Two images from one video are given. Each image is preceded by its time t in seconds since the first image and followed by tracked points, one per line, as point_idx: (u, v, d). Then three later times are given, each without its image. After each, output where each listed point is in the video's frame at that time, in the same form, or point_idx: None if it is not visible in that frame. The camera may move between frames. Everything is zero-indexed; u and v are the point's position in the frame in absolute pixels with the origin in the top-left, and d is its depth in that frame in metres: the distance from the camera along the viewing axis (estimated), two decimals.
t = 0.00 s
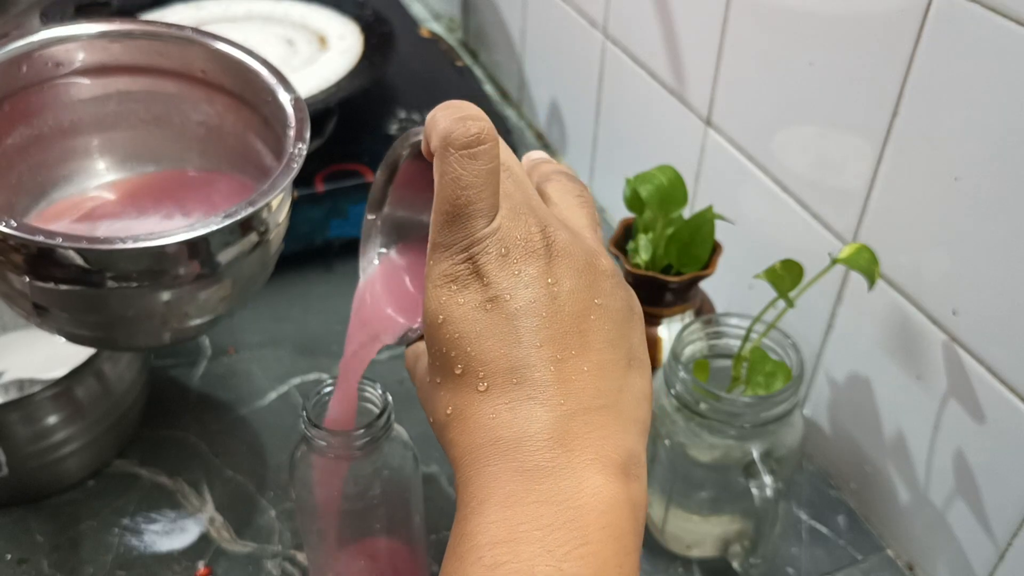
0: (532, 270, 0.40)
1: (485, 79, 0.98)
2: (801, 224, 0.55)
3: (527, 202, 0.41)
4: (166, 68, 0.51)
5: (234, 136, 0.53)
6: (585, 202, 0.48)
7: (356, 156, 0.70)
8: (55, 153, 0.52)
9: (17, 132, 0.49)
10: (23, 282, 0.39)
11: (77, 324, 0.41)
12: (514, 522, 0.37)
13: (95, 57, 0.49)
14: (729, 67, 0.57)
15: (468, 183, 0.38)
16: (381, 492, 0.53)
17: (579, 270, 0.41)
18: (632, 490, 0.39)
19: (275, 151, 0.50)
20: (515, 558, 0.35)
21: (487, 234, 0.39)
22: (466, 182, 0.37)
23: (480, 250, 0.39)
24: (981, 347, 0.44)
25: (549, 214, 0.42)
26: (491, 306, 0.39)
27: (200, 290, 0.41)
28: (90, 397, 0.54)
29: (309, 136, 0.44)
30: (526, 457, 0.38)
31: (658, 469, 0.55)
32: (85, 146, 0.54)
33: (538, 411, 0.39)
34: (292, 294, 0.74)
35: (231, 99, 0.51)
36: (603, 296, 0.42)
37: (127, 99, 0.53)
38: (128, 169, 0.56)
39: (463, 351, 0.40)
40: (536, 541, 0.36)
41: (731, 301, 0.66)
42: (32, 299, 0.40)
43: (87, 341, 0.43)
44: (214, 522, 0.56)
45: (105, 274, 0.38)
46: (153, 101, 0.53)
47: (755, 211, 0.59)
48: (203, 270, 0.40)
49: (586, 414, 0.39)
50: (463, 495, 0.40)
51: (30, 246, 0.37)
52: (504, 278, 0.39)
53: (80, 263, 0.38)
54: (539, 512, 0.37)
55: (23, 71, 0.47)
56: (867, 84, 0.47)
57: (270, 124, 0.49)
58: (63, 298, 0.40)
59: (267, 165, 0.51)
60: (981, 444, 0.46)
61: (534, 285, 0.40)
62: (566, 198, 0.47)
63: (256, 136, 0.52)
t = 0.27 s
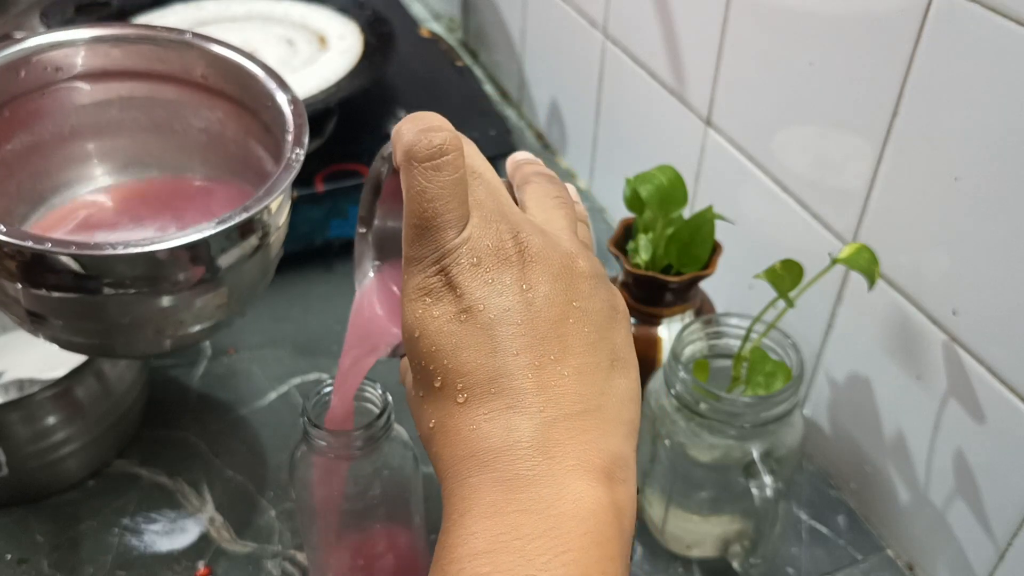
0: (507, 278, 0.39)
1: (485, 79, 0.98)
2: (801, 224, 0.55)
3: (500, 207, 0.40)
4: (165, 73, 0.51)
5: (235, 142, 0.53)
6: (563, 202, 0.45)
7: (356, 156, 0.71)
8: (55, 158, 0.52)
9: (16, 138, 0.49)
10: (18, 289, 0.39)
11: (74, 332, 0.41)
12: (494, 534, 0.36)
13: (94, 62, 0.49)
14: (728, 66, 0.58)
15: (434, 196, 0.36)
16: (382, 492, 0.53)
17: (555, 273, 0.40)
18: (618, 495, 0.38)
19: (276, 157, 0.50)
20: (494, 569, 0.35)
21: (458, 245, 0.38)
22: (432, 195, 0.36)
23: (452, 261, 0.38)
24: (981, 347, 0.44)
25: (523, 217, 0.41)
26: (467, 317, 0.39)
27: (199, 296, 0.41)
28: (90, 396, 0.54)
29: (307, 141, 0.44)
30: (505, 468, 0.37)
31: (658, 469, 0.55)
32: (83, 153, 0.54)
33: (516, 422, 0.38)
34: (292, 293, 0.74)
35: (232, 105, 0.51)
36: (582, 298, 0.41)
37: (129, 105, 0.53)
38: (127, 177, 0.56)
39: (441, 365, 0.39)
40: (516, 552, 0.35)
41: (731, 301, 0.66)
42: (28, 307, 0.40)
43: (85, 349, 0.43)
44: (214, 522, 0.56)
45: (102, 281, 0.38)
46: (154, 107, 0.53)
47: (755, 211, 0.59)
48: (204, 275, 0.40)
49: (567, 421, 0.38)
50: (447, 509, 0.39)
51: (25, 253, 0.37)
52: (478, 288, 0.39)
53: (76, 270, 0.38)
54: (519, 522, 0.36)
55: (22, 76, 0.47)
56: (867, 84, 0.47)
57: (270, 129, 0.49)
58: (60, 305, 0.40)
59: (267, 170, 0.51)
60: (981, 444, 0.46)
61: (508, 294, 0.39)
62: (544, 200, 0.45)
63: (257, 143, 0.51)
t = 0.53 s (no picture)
0: (490, 277, 0.39)
1: (485, 79, 0.98)
2: (801, 224, 0.55)
3: (482, 205, 0.40)
4: (160, 65, 0.51)
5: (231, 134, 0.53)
6: (551, 193, 0.45)
7: (356, 156, 0.71)
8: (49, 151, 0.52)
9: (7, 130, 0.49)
10: (8, 287, 0.39)
11: (67, 329, 0.41)
12: (483, 534, 0.35)
13: (86, 53, 0.49)
14: (728, 66, 0.58)
15: (411, 197, 0.37)
16: (382, 492, 0.53)
17: (540, 270, 0.39)
18: (613, 493, 0.37)
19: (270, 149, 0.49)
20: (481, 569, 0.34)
21: (440, 245, 0.38)
22: (409, 197, 0.37)
23: (434, 262, 0.38)
24: (981, 346, 0.44)
25: (507, 215, 0.40)
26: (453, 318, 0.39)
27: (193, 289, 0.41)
28: (90, 397, 0.54)
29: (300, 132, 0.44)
30: (494, 468, 0.36)
31: (657, 469, 0.55)
32: (77, 145, 0.54)
33: (504, 421, 0.37)
34: (293, 293, 0.74)
35: (227, 97, 0.51)
36: (569, 294, 0.40)
37: (124, 97, 0.53)
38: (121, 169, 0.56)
39: (430, 369, 0.39)
40: (506, 552, 0.34)
41: (731, 301, 0.66)
42: (19, 304, 0.40)
43: (78, 347, 0.43)
44: (214, 522, 0.56)
45: (93, 276, 0.38)
46: (150, 100, 0.53)
47: (755, 211, 0.59)
48: (198, 267, 0.40)
49: (556, 417, 0.37)
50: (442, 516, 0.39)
51: (14, 248, 0.36)
52: (462, 287, 0.38)
53: (66, 265, 0.37)
54: (509, 521, 0.35)
55: (12, 69, 0.47)
56: (867, 84, 0.47)
57: (264, 121, 0.49)
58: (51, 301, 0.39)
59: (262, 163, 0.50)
60: (981, 444, 0.46)
61: (492, 293, 0.38)
62: (531, 192, 0.45)
63: (253, 136, 0.51)
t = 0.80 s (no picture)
0: (458, 281, 0.39)
1: (485, 79, 0.98)
2: (801, 224, 0.55)
3: (444, 208, 0.40)
4: (153, 63, 0.51)
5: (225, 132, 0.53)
6: (523, 186, 0.45)
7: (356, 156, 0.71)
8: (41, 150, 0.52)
9: None
10: None
11: (60, 333, 0.41)
12: (460, 537, 0.34)
13: (77, 52, 0.49)
14: (728, 66, 0.58)
15: (368, 211, 0.39)
16: (382, 492, 0.53)
17: (507, 268, 0.39)
18: (594, 486, 0.36)
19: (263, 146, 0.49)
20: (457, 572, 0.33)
21: (404, 255, 0.39)
22: (365, 211, 0.39)
23: (400, 272, 0.39)
24: (981, 346, 0.44)
25: (473, 216, 0.41)
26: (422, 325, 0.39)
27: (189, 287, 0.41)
28: (90, 397, 0.54)
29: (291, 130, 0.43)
30: (471, 472, 0.36)
31: (657, 469, 0.55)
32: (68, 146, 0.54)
33: (479, 423, 0.37)
34: (293, 293, 0.74)
35: (221, 95, 0.51)
36: (540, 289, 0.40)
37: (118, 95, 0.53)
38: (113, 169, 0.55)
39: (407, 379, 0.39)
40: (482, 554, 0.33)
41: (731, 301, 0.66)
42: (10, 309, 0.40)
43: (75, 351, 0.42)
44: (214, 522, 0.56)
45: (84, 276, 0.37)
46: (144, 97, 0.53)
47: (755, 211, 0.59)
48: (190, 267, 0.40)
49: (529, 417, 0.37)
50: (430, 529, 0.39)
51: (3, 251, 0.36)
52: (429, 292, 0.39)
53: (56, 266, 0.37)
54: (485, 522, 0.34)
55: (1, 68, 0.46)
56: (867, 84, 0.47)
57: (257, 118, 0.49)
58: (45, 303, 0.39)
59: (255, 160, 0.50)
60: (981, 444, 0.46)
61: (459, 296, 0.39)
62: (502, 186, 0.44)
63: (247, 134, 0.51)
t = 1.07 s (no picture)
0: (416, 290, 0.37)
1: (485, 79, 0.98)
2: (801, 224, 0.55)
3: (396, 217, 0.38)
4: (149, 63, 0.50)
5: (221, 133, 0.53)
6: (483, 185, 0.41)
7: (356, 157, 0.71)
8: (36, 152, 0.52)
9: None
10: None
11: (55, 336, 0.40)
12: (431, 554, 0.33)
13: (70, 52, 0.48)
14: (728, 66, 0.58)
15: (318, 235, 0.36)
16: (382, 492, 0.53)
17: (466, 270, 0.37)
18: (569, 487, 0.34)
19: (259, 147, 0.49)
20: None
21: (358, 274, 0.37)
22: (315, 236, 0.36)
23: (356, 290, 0.37)
24: (981, 346, 0.44)
25: (426, 220, 0.38)
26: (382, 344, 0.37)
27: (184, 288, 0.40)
28: (90, 397, 0.54)
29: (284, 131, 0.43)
30: (442, 489, 0.34)
31: (657, 469, 0.55)
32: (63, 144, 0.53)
33: (445, 438, 0.35)
34: (294, 293, 0.74)
35: (216, 95, 0.51)
36: (502, 291, 0.37)
37: (114, 95, 0.52)
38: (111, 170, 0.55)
39: (374, 398, 0.38)
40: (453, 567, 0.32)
41: (732, 300, 0.66)
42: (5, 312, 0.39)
43: (70, 352, 0.42)
44: (214, 522, 0.56)
45: (76, 279, 0.37)
46: (140, 98, 0.53)
47: (755, 211, 0.59)
48: (185, 267, 0.39)
49: (497, 425, 0.35)
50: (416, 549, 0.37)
51: None
52: (385, 309, 0.36)
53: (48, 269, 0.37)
54: (453, 535, 0.33)
55: None
56: (867, 84, 0.47)
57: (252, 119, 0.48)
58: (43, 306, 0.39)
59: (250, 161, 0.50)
60: (982, 444, 0.46)
61: (417, 309, 0.36)
62: (460, 188, 0.41)
63: (243, 134, 0.51)
